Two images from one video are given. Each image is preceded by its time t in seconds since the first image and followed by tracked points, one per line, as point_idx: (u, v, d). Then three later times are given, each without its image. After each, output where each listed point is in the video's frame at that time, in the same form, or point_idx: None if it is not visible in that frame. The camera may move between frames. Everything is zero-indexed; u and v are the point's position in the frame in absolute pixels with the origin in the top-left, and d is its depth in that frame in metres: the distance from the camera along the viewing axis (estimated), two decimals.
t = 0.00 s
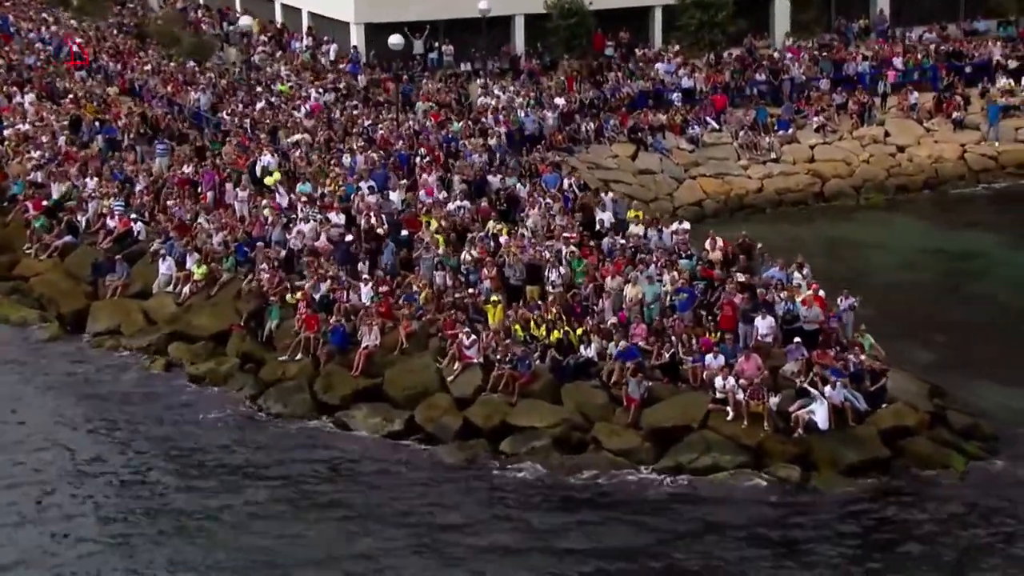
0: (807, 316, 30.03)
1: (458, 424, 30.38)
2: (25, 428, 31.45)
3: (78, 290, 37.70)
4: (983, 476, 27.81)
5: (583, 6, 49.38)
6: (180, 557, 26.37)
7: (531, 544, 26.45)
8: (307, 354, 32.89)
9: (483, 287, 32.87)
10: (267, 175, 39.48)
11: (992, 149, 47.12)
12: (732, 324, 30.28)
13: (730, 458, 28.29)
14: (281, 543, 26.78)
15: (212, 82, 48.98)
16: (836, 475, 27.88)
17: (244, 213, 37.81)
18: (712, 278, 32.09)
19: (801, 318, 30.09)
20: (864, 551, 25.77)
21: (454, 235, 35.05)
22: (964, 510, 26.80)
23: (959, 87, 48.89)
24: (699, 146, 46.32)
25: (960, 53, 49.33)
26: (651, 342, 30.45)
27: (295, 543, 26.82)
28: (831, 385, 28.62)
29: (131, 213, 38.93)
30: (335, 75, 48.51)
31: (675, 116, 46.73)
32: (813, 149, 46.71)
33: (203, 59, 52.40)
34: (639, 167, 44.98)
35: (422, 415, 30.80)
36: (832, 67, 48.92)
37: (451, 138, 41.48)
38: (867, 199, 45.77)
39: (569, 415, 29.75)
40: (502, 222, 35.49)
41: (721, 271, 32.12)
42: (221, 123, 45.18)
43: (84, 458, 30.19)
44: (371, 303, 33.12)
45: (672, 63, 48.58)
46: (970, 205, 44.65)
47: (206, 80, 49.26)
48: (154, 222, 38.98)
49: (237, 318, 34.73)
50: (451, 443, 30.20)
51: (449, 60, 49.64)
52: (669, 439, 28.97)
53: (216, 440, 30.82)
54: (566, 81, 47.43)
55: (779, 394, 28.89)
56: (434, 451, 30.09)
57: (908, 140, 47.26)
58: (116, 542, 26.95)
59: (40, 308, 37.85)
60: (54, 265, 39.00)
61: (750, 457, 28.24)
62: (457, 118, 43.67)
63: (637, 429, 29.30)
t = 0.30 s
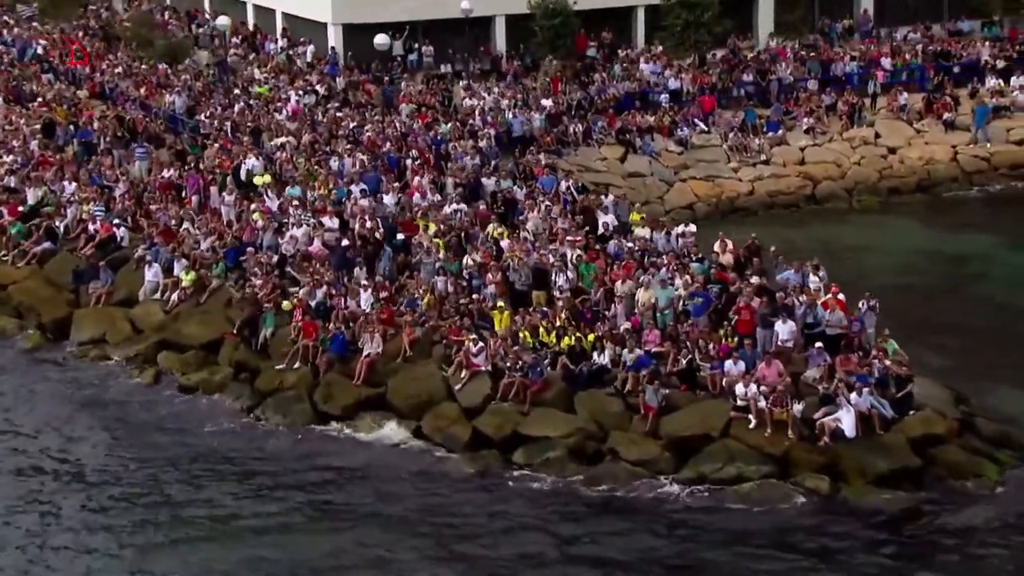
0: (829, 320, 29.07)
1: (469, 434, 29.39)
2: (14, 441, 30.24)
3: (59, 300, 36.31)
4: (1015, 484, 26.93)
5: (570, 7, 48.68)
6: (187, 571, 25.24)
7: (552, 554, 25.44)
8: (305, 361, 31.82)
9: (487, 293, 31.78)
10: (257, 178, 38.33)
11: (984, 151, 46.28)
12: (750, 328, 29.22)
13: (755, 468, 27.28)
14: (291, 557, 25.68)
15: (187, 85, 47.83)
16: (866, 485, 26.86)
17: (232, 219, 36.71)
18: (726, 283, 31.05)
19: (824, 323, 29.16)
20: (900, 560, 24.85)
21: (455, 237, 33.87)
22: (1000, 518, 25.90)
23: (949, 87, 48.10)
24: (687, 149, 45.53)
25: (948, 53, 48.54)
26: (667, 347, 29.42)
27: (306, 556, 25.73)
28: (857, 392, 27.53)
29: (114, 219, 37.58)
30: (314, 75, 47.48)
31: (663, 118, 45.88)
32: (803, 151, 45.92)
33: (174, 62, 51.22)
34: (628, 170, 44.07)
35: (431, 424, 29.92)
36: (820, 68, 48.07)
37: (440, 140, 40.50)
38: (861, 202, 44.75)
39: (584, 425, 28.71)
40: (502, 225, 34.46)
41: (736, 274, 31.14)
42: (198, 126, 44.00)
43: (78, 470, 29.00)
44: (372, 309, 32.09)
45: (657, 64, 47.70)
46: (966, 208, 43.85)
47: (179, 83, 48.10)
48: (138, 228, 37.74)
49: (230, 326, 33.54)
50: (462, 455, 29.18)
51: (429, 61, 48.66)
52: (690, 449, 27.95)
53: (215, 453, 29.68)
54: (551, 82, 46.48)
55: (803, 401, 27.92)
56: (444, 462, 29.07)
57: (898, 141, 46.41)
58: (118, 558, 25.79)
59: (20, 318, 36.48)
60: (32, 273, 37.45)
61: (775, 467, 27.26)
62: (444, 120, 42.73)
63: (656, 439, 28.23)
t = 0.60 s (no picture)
0: (854, 326, 27.99)
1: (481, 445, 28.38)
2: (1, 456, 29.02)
3: (42, 309, 35.06)
4: None
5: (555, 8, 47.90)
6: None
7: (576, 565, 24.43)
8: (306, 370, 30.78)
9: (494, 298, 30.84)
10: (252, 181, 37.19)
11: (977, 153, 45.55)
12: (771, 334, 28.26)
13: (783, 479, 26.20)
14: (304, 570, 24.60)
15: (162, 88, 46.61)
16: (897, 495, 25.90)
17: (221, 225, 35.55)
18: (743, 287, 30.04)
19: (848, 328, 28.12)
20: (939, 569, 23.93)
21: (458, 242, 32.93)
22: None
23: (939, 88, 47.19)
24: (678, 152, 44.68)
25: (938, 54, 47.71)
26: (685, 355, 28.34)
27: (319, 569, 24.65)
28: (887, 400, 26.48)
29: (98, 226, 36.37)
30: (294, 79, 46.43)
31: (653, 122, 45.01)
32: (795, 154, 45.14)
33: (147, 65, 50.01)
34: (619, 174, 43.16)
35: (440, 435, 28.92)
36: (808, 70, 47.15)
37: (431, 145, 39.52)
38: (856, 206, 44.12)
39: (600, 434, 27.68)
40: (504, 230, 33.50)
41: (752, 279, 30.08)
42: (177, 130, 42.79)
43: (72, 484, 27.83)
44: (375, 316, 30.94)
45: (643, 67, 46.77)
46: (964, 215, 43.14)
47: (155, 86, 46.90)
48: (123, 234, 36.54)
49: (225, 335, 32.50)
50: (474, 468, 28.12)
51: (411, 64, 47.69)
52: (713, 459, 26.88)
53: (215, 466, 28.53)
54: (536, 84, 45.49)
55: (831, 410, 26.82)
56: (455, 472, 28.00)
57: (890, 144, 45.67)
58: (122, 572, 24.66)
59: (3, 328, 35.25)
60: (13, 280, 36.04)
61: (803, 478, 26.21)
62: (432, 123, 41.74)
63: (677, 448, 27.17)
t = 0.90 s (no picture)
0: (890, 328, 27.13)
1: (502, 454, 27.39)
2: None
3: (35, 316, 33.83)
4: None
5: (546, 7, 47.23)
6: None
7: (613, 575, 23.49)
8: (317, 376, 29.80)
9: (510, 301, 29.82)
10: (251, 184, 36.06)
11: (976, 155, 44.75)
12: (803, 338, 27.27)
13: (823, 489, 25.09)
14: None
15: (145, 91, 45.50)
16: (945, 505, 24.87)
17: (219, 229, 34.55)
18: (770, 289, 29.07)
19: (883, 331, 27.26)
20: None
21: (468, 245, 31.93)
22: None
23: (937, 88, 46.41)
24: (675, 154, 43.87)
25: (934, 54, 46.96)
26: (714, 360, 27.34)
27: None
28: (928, 406, 25.57)
29: (90, 231, 35.26)
30: (279, 80, 45.43)
31: (648, 121, 44.15)
32: (793, 156, 44.36)
33: (127, 69, 48.89)
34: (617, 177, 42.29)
35: (458, 442, 27.79)
36: (803, 70, 46.44)
37: (428, 147, 38.59)
38: (857, 208, 43.34)
39: (628, 443, 26.68)
40: (515, 232, 32.58)
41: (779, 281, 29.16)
42: (163, 132, 41.68)
43: (74, 504, 26.67)
44: (387, 321, 30.05)
45: (636, 67, 45.86)
46: (968, 217, 42.44)
47: (135, 89, 45.79)
48: (115, 239, 35.40)
49: (229, 341, 31.39)
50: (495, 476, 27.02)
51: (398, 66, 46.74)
52: (749, 470, 25.89)
53: (225, 484, 27.44)
54: (530, 86, 44.80)
55: (869, 416, 25.93)
56: (477, 482, 26.94)
57: (888, 146, 44.87)
58: None
59: None
60: (2, 287, 34.83)
61: (844, 488, 25.12)
62: (426, 123, 40.81)
63: (710, 457, 26.19)
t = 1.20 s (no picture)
0: (940, 330, 26.15)
1: (537, 462, 26.50)
2: (6, 494, 26.76)
3: (39, 321, 32.89)
4: None
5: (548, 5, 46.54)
6: None
7: None
8: (341, 382, 28.90)
9: (539, 303, 29.00)
10: (262, 185, 35.11)
11: (988, 155, 44.09)
12: (849, 340, 26.45)
13: (877, 496, 24.34)
14: None
15: (139, 92, 44.46)
16: (1005, 514, 23.96)
17: (228, 231, 33.58)
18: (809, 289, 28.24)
19: (932, 333, 26.26)
20: None
21: (492, 246, 31.10)
22: None
23: (945, 88, 45.59)
24: (682, 154, 43.04)
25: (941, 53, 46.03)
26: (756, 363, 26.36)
27: None
28: (984, 410, 24.32)
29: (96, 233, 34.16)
30: (275, 82, 44.48)
31: (655, 122, 43.25)
32: (802, 156, 43.62)
33: (118, 70, 47.85)
34: (626, 177, 41.32)
35: (491, 448, 26.95)
36: (809, 69, 45.60)
37: (437, 147, 37.68)
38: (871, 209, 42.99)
39: (668, 449, 25.81)
40: (539, 233, 31.74)
41: (817, 281, 28.33)
42: (160, 133, 40.64)
43: (91, 520, 25.65)
44: (411, 325, 29.10)
45: (640, 70, 44.87)
46: (982, 218, 41.83)
47: (130, 90, 44.77)
48: (121, 241, 34.37)
49: (246, 347, 30.38)
50: (531, 485, 26.16)
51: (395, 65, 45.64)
52: (797, 477, 25.07)
53: (246, 496, 26.47)
54: (533, 86, 43.96)
55: (920, 420, 24.77)
56: (513, 491, 26.08)
57: (897, 147, 44.15)
58: None
59: None
60: (4, 292, 33.89)
61: (899, 495, 24.33)
62: (432, 123, 39.95)
63: (755, 463, 25.36)
